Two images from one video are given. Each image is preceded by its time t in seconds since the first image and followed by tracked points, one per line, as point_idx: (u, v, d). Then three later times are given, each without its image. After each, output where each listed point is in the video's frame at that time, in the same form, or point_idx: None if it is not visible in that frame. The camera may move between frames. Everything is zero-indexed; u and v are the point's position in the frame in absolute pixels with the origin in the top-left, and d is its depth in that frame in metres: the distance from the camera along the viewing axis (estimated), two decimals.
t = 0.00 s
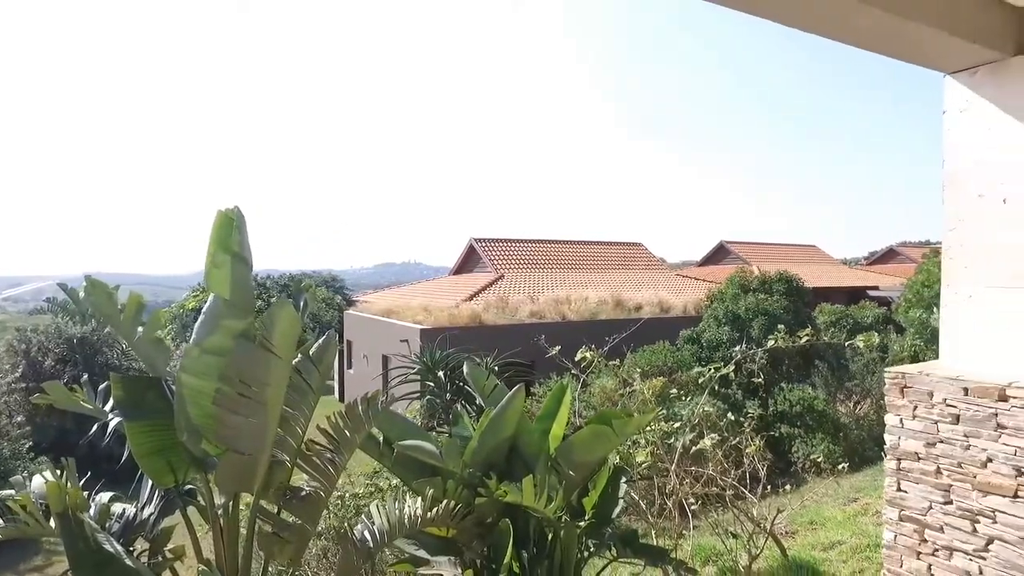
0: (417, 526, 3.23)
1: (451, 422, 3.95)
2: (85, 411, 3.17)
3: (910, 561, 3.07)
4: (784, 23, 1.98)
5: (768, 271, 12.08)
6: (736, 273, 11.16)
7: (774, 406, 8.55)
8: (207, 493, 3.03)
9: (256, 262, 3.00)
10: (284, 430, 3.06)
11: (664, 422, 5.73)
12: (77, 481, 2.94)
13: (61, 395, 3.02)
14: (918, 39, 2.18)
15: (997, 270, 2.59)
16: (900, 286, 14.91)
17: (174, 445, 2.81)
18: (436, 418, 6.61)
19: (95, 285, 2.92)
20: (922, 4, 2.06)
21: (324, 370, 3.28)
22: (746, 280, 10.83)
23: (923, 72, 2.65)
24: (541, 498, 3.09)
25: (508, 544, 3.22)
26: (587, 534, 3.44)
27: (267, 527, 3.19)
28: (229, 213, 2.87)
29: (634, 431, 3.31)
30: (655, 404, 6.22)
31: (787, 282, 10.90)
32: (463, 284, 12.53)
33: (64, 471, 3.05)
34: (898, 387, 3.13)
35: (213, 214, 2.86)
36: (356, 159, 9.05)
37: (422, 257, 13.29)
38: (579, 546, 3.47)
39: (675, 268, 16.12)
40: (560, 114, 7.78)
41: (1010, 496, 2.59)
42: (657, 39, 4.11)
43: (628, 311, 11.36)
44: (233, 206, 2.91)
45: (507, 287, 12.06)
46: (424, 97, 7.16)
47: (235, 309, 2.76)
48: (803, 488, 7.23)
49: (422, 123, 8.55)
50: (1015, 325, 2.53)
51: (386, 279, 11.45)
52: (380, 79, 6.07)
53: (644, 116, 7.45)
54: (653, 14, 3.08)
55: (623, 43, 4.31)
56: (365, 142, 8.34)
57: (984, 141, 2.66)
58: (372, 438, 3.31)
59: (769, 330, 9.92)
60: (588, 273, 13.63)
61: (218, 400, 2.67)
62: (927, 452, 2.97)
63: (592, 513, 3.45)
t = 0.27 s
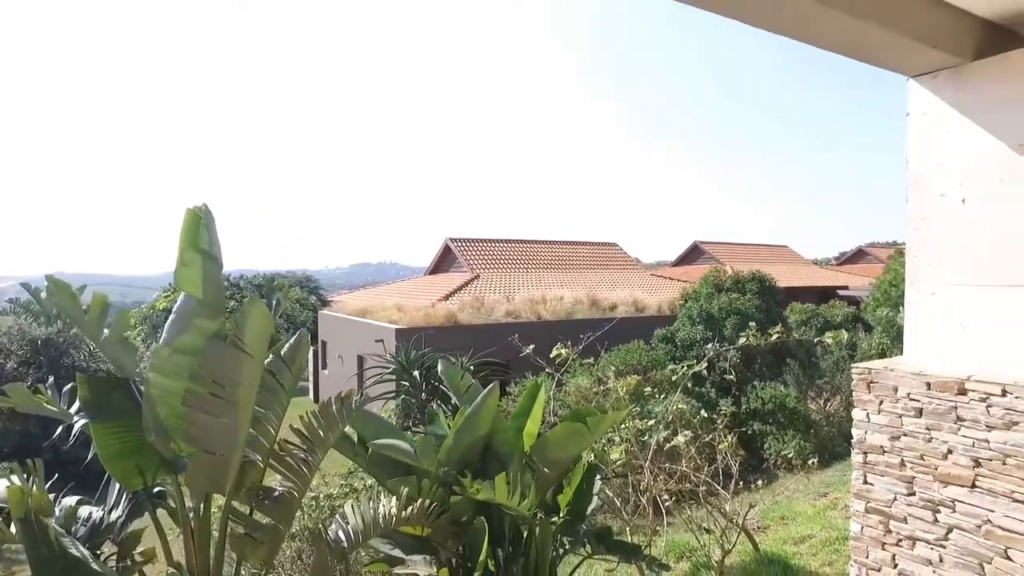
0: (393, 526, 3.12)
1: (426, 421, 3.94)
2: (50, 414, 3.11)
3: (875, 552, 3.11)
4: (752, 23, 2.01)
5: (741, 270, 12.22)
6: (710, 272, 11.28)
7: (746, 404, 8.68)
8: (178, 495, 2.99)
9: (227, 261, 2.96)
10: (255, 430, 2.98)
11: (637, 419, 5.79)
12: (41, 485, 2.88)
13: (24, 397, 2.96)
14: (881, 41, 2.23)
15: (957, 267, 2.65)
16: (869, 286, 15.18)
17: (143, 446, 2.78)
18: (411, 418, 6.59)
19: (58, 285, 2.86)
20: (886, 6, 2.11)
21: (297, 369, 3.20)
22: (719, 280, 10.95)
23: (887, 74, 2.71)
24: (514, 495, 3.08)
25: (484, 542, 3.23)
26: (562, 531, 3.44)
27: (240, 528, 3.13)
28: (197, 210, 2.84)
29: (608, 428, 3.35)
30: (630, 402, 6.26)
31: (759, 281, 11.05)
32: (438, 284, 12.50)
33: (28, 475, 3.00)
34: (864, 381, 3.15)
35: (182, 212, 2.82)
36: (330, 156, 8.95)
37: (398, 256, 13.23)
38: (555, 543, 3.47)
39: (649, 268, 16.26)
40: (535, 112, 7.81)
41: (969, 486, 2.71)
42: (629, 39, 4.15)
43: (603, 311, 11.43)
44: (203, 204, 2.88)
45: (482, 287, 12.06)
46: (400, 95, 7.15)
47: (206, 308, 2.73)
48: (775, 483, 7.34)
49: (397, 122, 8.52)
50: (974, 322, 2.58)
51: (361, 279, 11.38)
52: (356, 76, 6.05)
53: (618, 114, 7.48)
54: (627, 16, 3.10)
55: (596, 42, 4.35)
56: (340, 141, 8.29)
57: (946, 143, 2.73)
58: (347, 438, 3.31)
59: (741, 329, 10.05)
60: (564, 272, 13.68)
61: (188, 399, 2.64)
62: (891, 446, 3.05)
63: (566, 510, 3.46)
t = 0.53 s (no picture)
0: (368, 525, 2.99)
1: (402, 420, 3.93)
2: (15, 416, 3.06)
3: (842, 544, 3.04)
4: (721, 26, 2.05)
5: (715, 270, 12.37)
6: (684, 272, 11.38)
7: (720, 402, 8.78)
8: (148, 497, 2.94)
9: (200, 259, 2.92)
10: (227, 430, 2.94)
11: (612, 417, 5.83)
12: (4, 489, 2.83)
13: None
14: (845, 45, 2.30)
15: (921, 265, 2.71)
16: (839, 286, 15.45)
17: (112, 447, 2.73)
18: (387, 418, 6.56)
19: (23, 284, 2.82)
20: (851, 13, 2.17)
21: (271, 369, 3.15)
22: (693, 280, 11.06)
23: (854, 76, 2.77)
24: (487, 493, 3.06)
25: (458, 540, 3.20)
26: (537, 529, 3.44)
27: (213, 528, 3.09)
28: (170, 207, 2.78)
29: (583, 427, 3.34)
30: (605, 401, 6.31)
31: (732, 281, 11.18)
32: (414, 284, 12.46)
33: None
34: (833, 377, 3.07)
35: (154, 209, 2.75)
36: (307, 156, 8.88)
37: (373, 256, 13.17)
38: (530, 541, 3.48)
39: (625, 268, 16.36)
40: (510, 111, 7.82)
41: (930, 478, 2.62)
42: (604, 39, 4.18)
43: (578, 311, 11.50)
44: (176, 201, 2.83)
45: (458, 287, 12.04)
46: (381, 96, 7.03)
47: (178, 306, 2.69)
48: (748, 480, 7.44)
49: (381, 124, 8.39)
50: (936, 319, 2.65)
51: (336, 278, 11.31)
52: (339, 72, 5.96)
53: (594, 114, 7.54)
54: (602, 15, 3.13)
55: (572, 41, 4.39)
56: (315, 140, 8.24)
57: (908, 144, 2.78)
58: (321, 438, 3.28)
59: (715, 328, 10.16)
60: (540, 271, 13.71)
61: (159, 399, 2.59)
62: (858, 441, 2.94)
63: (541, 509, 3.47)
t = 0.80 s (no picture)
0: (340, 525, 2.97)
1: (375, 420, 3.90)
2: None
3: (807, 536, 3.06)
4: (687, 27, 2.10)
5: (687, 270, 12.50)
6: (656, 272, 11.47)
7: (692, 401, 8.89)
8: (115, 500, 2.85)
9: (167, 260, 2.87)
10: (196, 430, 2.87)
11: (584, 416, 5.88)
12: None
13: None
14: (807, 50, 2.37)
15: (881, 264, 2.79)
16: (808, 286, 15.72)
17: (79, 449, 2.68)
18: (360, 419, 6.53)
19: None
20: (812, 19, 2.24)
21: (243, 369, 3.10)
22: (665, 280, 11.15)
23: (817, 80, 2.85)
24: (461, 491, 3.03)
25: (431, 540, 3.15)
26: (511, 527, 3.42)
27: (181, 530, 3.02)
28: (139, 205, 2.75)
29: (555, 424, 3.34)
30: (578, 399, 6.35)
31: (704, 281, 11.33)
32: (388, 284, 12.41)
33: None
34: (799, 373, 3.07)
35: (121, 207, 2.72)
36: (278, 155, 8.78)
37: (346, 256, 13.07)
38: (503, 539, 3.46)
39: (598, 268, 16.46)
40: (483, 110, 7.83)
41: (890, 471, 2.67)
42: (576, 39, 4.22)
43: (552, 311, 11.55)
44: (144, 199, 2.79)
45: (432, 287, 12.01)
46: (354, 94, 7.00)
47: (147, 306, 2.66)
48: (719, 477, 7.55)
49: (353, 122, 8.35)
50: (897, 317, 2.72)
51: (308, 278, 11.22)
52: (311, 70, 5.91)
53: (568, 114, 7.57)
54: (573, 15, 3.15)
55: (544, 42, 4.42)
56: (287, 138, 8.17)
57: (869, 147, 2.86)
58: (293, 438, 3.24)
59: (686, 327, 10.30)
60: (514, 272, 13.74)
61: (126, 399, 2.54)
62: (823, 435, 2.95)
63: (515, 506, 3.44)
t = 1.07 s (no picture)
0: (311, 526, 2.93)
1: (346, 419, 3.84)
2: None
3: (774, 530, 3.09)
4: (655, 28, 2.13)
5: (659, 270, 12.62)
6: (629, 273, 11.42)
7: (664, 400, 8.99)
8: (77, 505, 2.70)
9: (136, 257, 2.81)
10: (165, 431, 2.65)
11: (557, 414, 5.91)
12: None
13: None
14: (773, 52, 2.41)
15: (846, 263, 2.85)
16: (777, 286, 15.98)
17: (41, 453, 2.51)
18: (332, 419, 6.48)
19: None
20: (778, 22, 2.29)
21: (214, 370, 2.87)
22: (637, 279, 11.14)
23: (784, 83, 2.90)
24: (434, 490, 2.99)
25: (403, 539, 3.11)
26: (484, 526, 3.36)
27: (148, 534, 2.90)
28: (103, 202, 2.53)
29: (527, 421, 3.39)
30: (551, 398, 6.40)
31: (675, 280, 11.39)
32: (361, 284, 12.33)
33: None
34: (765, 370, 3.10)
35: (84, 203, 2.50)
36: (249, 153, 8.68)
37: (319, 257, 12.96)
38: (476, 538, 3.41)
39: (572, 269, 16.54)
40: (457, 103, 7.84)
41: (853, 464, 2.72)
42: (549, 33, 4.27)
43: (525, 311, 11.59)
44: (109, 195, 2.58)
45: (406, 287, 11.96)
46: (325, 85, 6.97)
47: (112, 306, 2.45)
48: (690, 474, 7.64)
49: (325, 116, 8.29)
50: (861, 316, 2.78)
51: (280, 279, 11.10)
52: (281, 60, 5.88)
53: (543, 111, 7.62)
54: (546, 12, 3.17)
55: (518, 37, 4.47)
56: (260, 135, 8.05)
57: (834, 149, 2.92)
58: (263, 438, 3.18)
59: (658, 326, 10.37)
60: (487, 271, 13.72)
61: (88, 400, 2.32)
62: (790, 431, 2.97)
63: (487, 505, 3.41)
